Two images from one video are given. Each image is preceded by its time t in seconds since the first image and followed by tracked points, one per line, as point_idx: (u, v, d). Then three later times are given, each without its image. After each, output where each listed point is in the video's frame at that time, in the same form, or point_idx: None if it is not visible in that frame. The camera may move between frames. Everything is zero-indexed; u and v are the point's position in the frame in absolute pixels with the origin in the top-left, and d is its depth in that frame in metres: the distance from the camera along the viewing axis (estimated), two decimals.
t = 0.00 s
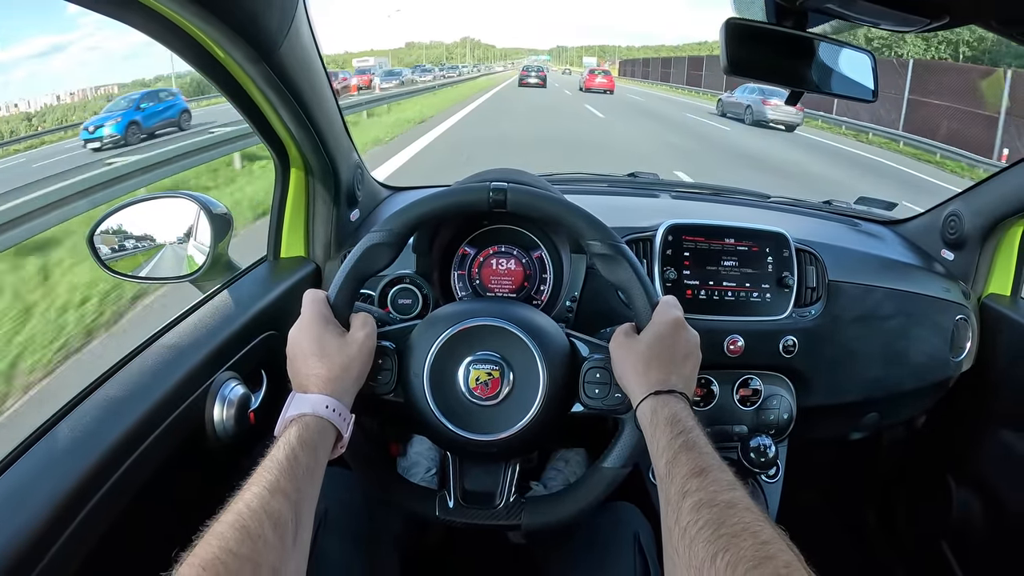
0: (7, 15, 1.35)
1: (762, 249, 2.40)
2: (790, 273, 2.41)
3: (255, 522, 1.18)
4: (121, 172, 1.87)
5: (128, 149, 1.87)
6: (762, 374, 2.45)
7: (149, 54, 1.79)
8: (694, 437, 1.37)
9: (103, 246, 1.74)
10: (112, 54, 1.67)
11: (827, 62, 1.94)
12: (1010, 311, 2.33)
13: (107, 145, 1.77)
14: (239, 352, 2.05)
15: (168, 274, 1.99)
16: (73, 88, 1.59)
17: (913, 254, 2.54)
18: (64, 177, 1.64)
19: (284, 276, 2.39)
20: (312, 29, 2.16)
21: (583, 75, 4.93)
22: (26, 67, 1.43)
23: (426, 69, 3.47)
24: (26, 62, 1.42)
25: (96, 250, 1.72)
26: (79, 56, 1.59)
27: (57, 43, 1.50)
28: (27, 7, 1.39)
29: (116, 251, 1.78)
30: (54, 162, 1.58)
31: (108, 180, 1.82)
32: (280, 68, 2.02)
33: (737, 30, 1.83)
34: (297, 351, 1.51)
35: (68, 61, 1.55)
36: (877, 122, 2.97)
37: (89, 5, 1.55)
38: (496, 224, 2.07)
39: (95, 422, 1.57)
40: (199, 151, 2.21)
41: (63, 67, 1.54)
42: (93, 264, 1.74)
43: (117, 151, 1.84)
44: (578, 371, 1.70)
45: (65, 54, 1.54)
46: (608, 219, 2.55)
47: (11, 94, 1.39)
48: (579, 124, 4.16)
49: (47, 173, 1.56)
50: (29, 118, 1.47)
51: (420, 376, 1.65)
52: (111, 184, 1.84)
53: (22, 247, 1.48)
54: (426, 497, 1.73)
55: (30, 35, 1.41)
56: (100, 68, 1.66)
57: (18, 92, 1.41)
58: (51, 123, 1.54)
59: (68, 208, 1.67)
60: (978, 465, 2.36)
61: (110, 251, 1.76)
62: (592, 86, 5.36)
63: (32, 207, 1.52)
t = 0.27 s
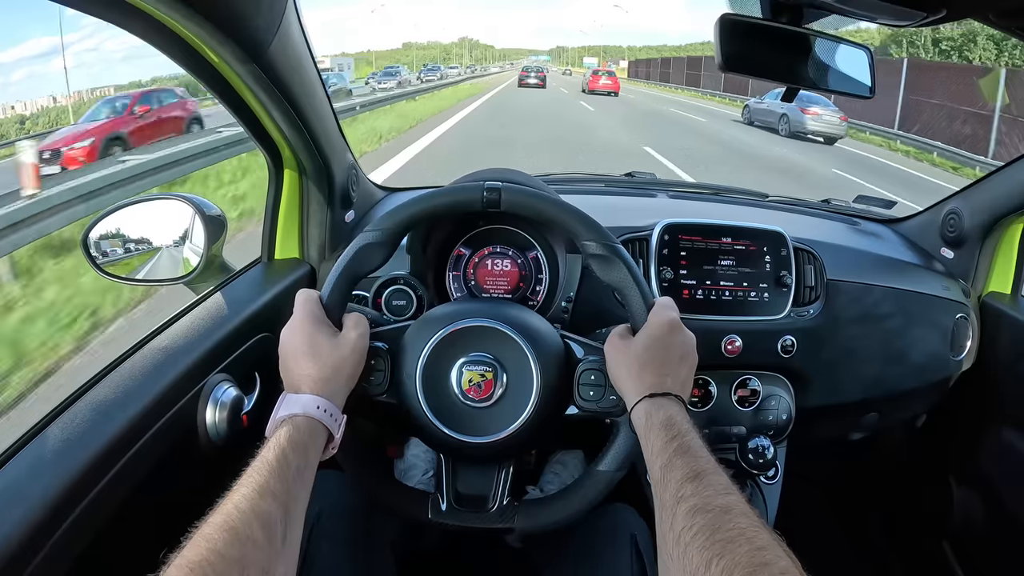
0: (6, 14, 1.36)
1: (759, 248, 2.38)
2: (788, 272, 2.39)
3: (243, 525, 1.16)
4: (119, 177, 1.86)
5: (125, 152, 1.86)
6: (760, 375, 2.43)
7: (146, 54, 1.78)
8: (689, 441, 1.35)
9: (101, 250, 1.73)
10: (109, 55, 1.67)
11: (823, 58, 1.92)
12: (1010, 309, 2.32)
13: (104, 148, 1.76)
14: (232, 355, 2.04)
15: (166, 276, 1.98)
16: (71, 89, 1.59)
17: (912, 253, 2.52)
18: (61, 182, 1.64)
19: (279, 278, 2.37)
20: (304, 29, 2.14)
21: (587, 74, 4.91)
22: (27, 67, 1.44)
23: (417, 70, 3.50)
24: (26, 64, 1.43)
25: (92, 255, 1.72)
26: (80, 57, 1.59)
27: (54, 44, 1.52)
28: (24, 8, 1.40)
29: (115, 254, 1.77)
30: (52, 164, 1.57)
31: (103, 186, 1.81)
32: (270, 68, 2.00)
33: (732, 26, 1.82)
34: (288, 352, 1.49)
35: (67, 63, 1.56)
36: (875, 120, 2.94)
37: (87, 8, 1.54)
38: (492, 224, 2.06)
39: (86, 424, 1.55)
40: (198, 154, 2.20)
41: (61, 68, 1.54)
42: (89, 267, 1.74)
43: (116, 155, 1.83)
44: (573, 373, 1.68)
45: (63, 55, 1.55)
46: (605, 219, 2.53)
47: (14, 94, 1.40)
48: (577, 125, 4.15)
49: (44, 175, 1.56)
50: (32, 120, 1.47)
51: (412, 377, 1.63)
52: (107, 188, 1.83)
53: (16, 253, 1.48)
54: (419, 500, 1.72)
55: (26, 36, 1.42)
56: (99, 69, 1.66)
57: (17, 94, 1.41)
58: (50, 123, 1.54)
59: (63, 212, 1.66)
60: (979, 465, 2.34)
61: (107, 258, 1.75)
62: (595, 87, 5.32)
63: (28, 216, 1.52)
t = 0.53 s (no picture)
0: None
1: (761, 246, 2.37)
2: (790, 271, 2.38)
3: (242, 524, 1.15)
4: (121, 176, 1.85)
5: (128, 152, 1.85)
6: (762, 374, 2.42)
7: (143, 54, 1.78)
8: (693, 442, 1.34)
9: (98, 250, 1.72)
10: (108, 57, 1.67)
11: (825, 55, 1.91)
12: (1012, 309, 2.31)
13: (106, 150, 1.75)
14: (231, 355, 2.02)
15: (165, 275, 1.97)
16: (72, 91, 1.57)
17: (914, 251, 2.51)
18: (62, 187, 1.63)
19: (277, 278, 2.36)
20: (302, 27, 2.13)
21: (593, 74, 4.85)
22: (26, 69, 1.42)
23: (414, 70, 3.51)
24: (26, 65, 1.42)
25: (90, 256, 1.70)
26: (79, 59, 1.58)
27: (57, 46, 1.50)
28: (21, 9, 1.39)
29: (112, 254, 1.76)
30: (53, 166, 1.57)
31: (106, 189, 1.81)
32: (269, 66, 1.99)
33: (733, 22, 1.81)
34: (288, 349, 1.47)
35: (68, 65, 1.55)
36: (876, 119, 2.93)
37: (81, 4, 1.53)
38: (492, 222, 2.04)
39: (83, 424, 1.54)
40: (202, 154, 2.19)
41: (62, 69, 1.53)
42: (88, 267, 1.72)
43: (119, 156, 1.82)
44: (574, 373, 1.67)
45: (65, 56, 1.53)
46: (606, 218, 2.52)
47: (10, 96, 1.38)
48: (577, 126, 4.14)
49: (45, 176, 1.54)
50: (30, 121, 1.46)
51: (413, 376, 1.62)
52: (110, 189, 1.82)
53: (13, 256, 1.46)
54: (419, 500, 1.70)
55: (26, 38, 1.40)
56: (97, 71, 1.64)
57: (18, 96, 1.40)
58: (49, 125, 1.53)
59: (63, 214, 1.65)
60: (981, 465, 2.33)
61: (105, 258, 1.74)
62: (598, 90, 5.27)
63: (29, 223, 1.51)
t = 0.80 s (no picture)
0: None
1: (756, 249, 2.41)
2: (784, 273, 2.41)
3: (249, 520, 1.19)
4: (125, 181, 1.88)
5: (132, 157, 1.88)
6: (758, 375, 2.45)
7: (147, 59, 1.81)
8: (686, 443, 1.38)
9: (103, 254, 1.77)
10: (109, 58, 1.69)
11: (818, 62, 1.94)
12: (1005, 309, 2.34)
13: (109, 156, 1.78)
14: (235, 357, 2.06)
15: (167, 279, 2.02)
16: (75, 93, 1.60)
17: (909, 253, 2.54)
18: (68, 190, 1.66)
19: (281, 281, 2.40)
20: (305, 36, 2.17)
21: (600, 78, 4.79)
22: (25, 71, 1.43)
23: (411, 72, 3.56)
24: (25, 67, 1.42)
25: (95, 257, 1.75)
26: (79, 61, 1.60)
27: (57, 47, 1.52)
28: (19, 15, 1.41)
29: (116, 258, 1.81)
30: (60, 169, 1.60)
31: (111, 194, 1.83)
32: (273, 74, 2.03)
33: (727, 31, 1.84)
34: (292, 352, 1.51)
35: (68, 67, 1.56)
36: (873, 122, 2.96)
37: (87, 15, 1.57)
38: (491, 227, 2.06)
39: (93, 426, 1.58)
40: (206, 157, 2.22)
41: (63, 71, 1.55)
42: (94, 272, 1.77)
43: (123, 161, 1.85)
44: (571, 375, 1.71)
45: (65, 58, 1.55)
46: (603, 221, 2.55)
47: (9, 96, 1.39)
48: (579, 127, 4.18)
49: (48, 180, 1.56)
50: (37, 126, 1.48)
51: (414, 378, 1.66)
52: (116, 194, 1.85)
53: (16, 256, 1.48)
54: (419, 499, 1.74)
55: (25, 41, 1.42)
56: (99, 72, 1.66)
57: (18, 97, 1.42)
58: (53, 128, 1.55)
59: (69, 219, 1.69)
60: (976, 464, 2.36)
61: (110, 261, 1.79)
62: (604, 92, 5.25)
63: (32, 222, 1.54)
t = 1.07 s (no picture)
0: None
1: (755, 250, 2.41)
2: (783, 274, 2.42)
3: (250, 519, 1.20)
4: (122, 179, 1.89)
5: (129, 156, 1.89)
6: (756, 375, 2.46)
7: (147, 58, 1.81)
8: (685, 443, 1.39)
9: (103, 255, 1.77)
10: (108, 59, 1.69)
11: (817, 63, 1.95)
12: (1004, 309, 2.35)
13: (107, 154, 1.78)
14: (236, 358, 2.07)
15: (168, 280, 2.04)
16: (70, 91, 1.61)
17: (907, 253, 2.55)
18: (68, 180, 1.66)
19: (282, 281, 2.41)
20: (306, 37, 2.18)
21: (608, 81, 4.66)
22: (24, 72, 1.44)
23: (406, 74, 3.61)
24: (24, 68, 1.43)
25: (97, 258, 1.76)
26: (79, 62, 1.60)
27: (56, 49, 1.52)
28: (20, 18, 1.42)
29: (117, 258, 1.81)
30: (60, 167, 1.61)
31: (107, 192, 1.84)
32: (274, 77, 2.04)
33: (726, 33, 1.85)
34: (293, 352, 1.52)
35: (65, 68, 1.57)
36: (873, 122, 2.97)
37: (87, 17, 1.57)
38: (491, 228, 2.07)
39: (95, 426, 1.59)
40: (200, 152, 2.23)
41: (61, 72, 1.56)
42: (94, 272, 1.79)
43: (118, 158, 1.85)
44: (571, 376, 1.72)
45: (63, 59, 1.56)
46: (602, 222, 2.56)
47: (10, 98, 1.40)
48: (579, 128, 4.18)
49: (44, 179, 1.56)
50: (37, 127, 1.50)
51: (414, 379, 1.67)
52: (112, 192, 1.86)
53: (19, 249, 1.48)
54: (419, 499, 1.75)
55: (26, 42, 1.43)
56: (97, 74, 1.67)
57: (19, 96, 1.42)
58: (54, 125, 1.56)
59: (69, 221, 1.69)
60: (975, 463, 2.37)
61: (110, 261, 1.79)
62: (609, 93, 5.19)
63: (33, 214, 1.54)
